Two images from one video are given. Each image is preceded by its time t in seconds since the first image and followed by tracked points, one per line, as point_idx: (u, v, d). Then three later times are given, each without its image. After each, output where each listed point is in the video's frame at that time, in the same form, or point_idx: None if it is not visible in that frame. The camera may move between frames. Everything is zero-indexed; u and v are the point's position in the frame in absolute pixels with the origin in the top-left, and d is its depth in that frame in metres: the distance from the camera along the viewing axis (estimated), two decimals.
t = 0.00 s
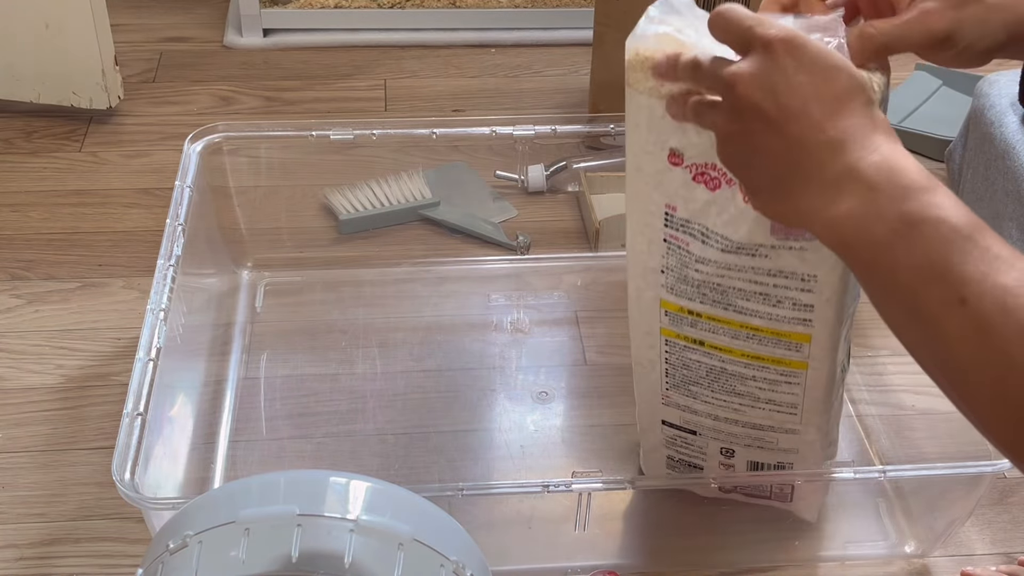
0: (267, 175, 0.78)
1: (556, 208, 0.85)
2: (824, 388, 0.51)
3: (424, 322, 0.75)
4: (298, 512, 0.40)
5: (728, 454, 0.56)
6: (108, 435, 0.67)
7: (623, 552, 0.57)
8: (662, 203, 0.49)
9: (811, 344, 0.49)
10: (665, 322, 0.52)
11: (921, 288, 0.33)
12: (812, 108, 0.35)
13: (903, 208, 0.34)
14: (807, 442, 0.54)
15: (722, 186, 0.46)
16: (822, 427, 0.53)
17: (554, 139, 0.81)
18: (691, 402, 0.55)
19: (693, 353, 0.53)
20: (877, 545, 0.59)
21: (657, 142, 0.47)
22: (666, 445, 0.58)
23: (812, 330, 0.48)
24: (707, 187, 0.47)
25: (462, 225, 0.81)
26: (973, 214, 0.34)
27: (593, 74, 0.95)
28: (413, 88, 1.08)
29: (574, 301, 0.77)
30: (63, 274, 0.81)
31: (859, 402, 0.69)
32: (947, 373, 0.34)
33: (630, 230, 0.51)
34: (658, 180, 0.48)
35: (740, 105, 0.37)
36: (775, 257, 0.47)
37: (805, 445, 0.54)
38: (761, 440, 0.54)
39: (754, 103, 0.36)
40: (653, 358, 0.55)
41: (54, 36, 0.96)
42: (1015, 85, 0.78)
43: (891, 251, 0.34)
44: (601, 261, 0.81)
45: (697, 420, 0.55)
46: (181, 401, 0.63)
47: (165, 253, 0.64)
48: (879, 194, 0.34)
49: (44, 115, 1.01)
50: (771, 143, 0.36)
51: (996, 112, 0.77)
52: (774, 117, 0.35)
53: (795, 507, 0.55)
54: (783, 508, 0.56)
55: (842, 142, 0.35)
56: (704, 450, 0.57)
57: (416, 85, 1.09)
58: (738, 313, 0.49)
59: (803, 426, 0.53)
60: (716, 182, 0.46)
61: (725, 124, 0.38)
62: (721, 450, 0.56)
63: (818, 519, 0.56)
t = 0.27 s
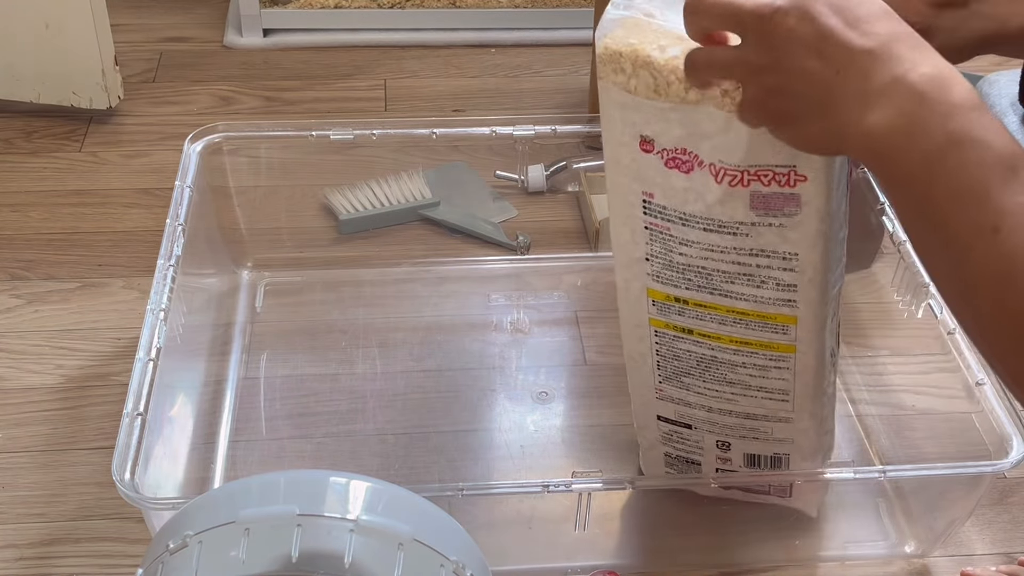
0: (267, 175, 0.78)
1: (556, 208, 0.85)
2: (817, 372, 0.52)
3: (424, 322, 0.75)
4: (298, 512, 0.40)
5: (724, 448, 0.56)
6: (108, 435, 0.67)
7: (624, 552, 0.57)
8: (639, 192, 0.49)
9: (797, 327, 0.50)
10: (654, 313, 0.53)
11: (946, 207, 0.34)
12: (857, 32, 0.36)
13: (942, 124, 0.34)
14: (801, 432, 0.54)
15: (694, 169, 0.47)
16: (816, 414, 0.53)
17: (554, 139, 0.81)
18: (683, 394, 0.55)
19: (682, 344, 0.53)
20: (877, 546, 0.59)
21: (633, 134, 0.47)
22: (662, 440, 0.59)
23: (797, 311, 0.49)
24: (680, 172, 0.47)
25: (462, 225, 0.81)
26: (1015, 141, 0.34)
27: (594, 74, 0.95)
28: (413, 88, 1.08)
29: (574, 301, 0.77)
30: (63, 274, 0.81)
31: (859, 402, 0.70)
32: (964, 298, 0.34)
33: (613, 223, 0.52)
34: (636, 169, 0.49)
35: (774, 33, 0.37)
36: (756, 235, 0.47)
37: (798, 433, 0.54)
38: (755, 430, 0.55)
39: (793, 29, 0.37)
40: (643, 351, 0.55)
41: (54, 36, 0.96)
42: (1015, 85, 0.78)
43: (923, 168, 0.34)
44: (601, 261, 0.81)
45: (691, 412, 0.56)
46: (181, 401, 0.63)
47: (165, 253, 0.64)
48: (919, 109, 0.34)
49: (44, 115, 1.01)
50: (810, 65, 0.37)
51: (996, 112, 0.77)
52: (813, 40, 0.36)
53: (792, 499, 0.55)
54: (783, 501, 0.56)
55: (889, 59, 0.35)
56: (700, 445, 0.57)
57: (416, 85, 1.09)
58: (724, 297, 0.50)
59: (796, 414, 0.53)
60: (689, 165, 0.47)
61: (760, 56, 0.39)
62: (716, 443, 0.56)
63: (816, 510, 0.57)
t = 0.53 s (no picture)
0: (267, 175, 0.78)
1: (556, 208, 0.85)
2: (803, 380, 0.51)
3: (424, 322, 0.75)
4: (298, 512, 0.40)
5: (717, 447, 0.57)
6: (108, 436, 0.67)
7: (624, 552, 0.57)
8: (645, 159, 0.50)
9: (781, 323, 0.49)
10: (656, 288, 0.54)
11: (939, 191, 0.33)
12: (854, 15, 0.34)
13: (934, 111, 0.34)
14: (789, 441, 0.53)
15: (688, 141, 0.47)
16: (804, 427, 0.52)
17: (554, 139, 0.81)
18: (683, 378, 0.56)
19: (681, 324, 0.54)
20: (877, 546, 0.59)
21: (639, 101, 0.48)
22: (665, 430, 0.60)
23: (780, 304, 0.49)
24: (676, 142, 0.47)
25: (462, 225, 0.81)
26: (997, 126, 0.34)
27: (594, 74, 0.95)
28: (413, 88, 1.08)
29: (574, 301, 0.77)
30: (63, 274, 0.81)
31: (859, 403, 0.70)
32: (953, 279, 0.34)
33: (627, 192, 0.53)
34: (640, 136, 0.49)
35: (778, 8, 0.35)
36: (742, 217, 0.47)
37: (785, 444, 0.54)
38: (745, 433, 0.55)
39: (797, 4, 0.35)
40: (650, 327, 0.57)
41: (54, 36, 0.96)
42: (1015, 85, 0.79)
43: (919, 153, 0.34)
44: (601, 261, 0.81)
45: (688, 400, 0.57)
46: (181, 401, 0.63)
47: (165, 253, 0.64)
48: (913, 96, 0.34)
49: (44, 115, 1.01)
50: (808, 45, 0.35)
51: (996, 112, 0.77)
52: (816, 19, 0.34)
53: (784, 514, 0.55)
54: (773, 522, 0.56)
55: (883, 44, 0.34)
56: (696, 438, 0.58)
57: (415, 85, 1.09)
58: (716, 280, 0.50)
59: (782, 422, 0.53)
60: (683, 136, 0.47)
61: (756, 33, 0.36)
62: (711, 439, 0.57)
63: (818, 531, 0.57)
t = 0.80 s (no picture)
0: (267, 175, 0.78)
1: (556, 208, 0.85)
2: (780, 387, 0.50)
3: (424, 322, 0.75)
4: (298, 512, 0.40)
5: (705, 446, 0.57)
6: (108, 435, 0.67)
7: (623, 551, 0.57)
8: (637, 151, 0.51)
9: (755, 326, 0.49)
10: (648, 281, 0.55)
11: (927, 196, 0.30)
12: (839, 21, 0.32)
13: (918, 117, 0.31)
14: (768, 447, 0.53)
15: (671, 135, 0.47)
16: (781, 435, 0.52)
17: (554, 139, 0.81)
18: (673, 374, 0.57)
19: (670, 319, 0.55)
20: (877, 545, 0.59)
21: (632, 92, 0.49)
22: (661, 426, 0.61)
23: (753, 307, 0.48)
24: (661, 136, 0.48)
25: (462, 225, 0.81)
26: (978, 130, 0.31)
27: (593, 74, 0.95)
28: (413, 88, 1.08)
29: (574, 301, 0.77)
30: (63, 274, 0.81)
31: (859, 402, 0.69)
32: (945, 292, 0.31)
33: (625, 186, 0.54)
34: (633, 128, 0.50)
35: (770, 7, 0.32)
36: (717, 217, 0.47)
37: (765, 449, 0.53)
38: (728, 434, 0.55)
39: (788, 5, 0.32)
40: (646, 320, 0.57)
41: (54, 36, 0.96)
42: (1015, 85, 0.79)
43: (900, 159, 0.31)
44: (601, 261, 0.81)
45: (679, 397, 0.57)
46: (181, 402, 0.63)
47: (165, 253, 0.64)
48: (896, 104, 0.31)
49: (44, 115, 1.01)
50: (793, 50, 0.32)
51: (996, 112, 0.77)
52: (805, 24, 0.32)
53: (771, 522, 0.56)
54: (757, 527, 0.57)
55: (865, 51, 0.32)
56: (687, 436, 0.58)
57: (415, 85, 1.09)
58: (697, 278, 0.51)
59: (761, 427, 0.53)
60: (667, 131, 0.47)
61: (743, 32, 0.33)
62: (699, 438, 0.57)
63: (810, 538, 0.57)
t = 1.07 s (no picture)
0: (267, 175, 0.78)
1: (556, 208, 0.85)
2: (761, 386, 0.50)
3: (424, 321, 0.75)
4: (298, 512, 0.40)
5: (697, 441, 0.57)
6: (109, 435, 0.67)
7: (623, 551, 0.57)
8: (639, 139, 0.51)
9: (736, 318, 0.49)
10: (648, 270, 0.55)
11: (903, 178, 0.30)
12: (803, 13, 0.32)
13: (889, 99, 0.30)
14: (752, 448, 0.53)
15: (665, 124, 0.47)
16: (764, 435, 0.52)
17: (554, 139, 0.81)
18: (670, 365, 0.57)
19: (665, 310, 0.55)
20: (877, 545, 0.59)
21: (634, 79, 0.49)
22: (660, 420, 0.61)
23: (734, 300, 0.48)
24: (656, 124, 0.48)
25: (462, 225, 0.81)
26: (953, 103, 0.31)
27: (593, 75, 0.95)
28: (413, 88, 1.08)
29: (574, 301, 0.77)
30: (63, 274, 0.81)
31: (859, 402, 0.69)
32: (930, 270, 0.31)
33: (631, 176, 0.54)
34: (636, 117, 0.50)
35: (731, 12, 0.33)
36: (702, 207, 0.47)
37: (749, 449, 0.53)
38: (715, 431, 0.55)
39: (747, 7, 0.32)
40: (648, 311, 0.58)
41: (54, 36, 0.96)
42: (1015, 85, 0.79)
43: (873, 143, 0.30)
44: (601, 262, 0.81)
45: (674, 389, 0.57)
46: (181, 402, 0.63)
47: (165, 253, 0.64)
48: (867, 89, 0.31)
49: (44, 115, 1.01)
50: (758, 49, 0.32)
51: (996, 112, 0.77)
52: (766, 21, 0.32)
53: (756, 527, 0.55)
54: (743, 530, 0.56)
55: (832, 41, 0.31)
56: (680, 430, 0.59)
57: (415, 85, 1.09)
58: (687, 268, 0.51)
59: (744, 425, 0.52)
60: (661, 119, 0.48)
61: (709, 37, 0.34)
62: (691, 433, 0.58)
63: (799, 546, 0.57)
